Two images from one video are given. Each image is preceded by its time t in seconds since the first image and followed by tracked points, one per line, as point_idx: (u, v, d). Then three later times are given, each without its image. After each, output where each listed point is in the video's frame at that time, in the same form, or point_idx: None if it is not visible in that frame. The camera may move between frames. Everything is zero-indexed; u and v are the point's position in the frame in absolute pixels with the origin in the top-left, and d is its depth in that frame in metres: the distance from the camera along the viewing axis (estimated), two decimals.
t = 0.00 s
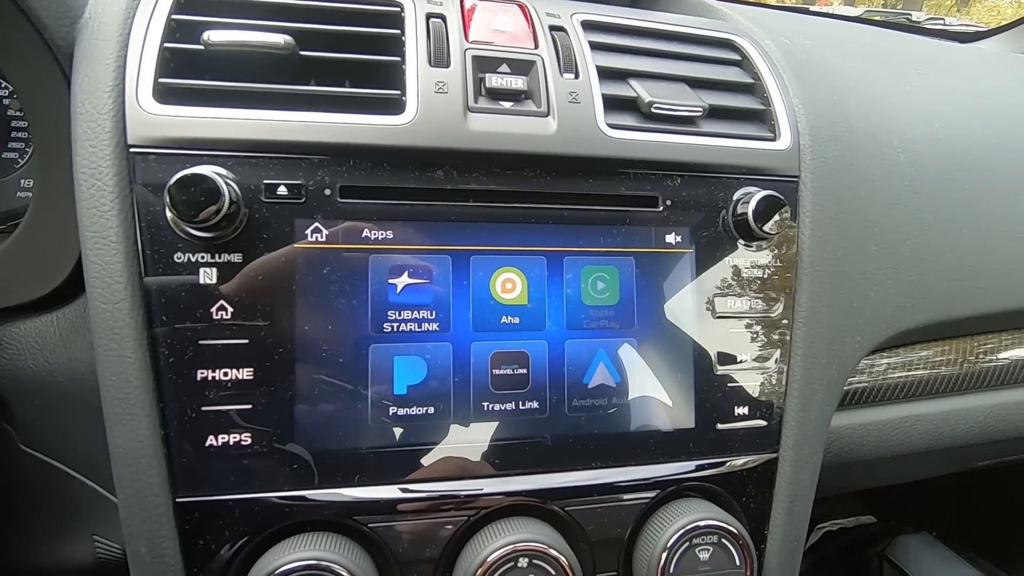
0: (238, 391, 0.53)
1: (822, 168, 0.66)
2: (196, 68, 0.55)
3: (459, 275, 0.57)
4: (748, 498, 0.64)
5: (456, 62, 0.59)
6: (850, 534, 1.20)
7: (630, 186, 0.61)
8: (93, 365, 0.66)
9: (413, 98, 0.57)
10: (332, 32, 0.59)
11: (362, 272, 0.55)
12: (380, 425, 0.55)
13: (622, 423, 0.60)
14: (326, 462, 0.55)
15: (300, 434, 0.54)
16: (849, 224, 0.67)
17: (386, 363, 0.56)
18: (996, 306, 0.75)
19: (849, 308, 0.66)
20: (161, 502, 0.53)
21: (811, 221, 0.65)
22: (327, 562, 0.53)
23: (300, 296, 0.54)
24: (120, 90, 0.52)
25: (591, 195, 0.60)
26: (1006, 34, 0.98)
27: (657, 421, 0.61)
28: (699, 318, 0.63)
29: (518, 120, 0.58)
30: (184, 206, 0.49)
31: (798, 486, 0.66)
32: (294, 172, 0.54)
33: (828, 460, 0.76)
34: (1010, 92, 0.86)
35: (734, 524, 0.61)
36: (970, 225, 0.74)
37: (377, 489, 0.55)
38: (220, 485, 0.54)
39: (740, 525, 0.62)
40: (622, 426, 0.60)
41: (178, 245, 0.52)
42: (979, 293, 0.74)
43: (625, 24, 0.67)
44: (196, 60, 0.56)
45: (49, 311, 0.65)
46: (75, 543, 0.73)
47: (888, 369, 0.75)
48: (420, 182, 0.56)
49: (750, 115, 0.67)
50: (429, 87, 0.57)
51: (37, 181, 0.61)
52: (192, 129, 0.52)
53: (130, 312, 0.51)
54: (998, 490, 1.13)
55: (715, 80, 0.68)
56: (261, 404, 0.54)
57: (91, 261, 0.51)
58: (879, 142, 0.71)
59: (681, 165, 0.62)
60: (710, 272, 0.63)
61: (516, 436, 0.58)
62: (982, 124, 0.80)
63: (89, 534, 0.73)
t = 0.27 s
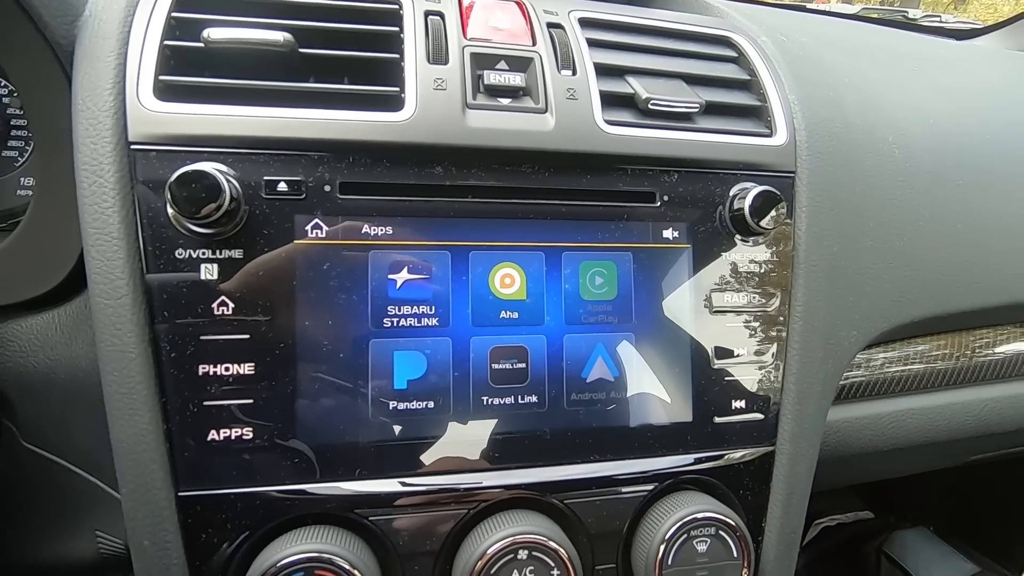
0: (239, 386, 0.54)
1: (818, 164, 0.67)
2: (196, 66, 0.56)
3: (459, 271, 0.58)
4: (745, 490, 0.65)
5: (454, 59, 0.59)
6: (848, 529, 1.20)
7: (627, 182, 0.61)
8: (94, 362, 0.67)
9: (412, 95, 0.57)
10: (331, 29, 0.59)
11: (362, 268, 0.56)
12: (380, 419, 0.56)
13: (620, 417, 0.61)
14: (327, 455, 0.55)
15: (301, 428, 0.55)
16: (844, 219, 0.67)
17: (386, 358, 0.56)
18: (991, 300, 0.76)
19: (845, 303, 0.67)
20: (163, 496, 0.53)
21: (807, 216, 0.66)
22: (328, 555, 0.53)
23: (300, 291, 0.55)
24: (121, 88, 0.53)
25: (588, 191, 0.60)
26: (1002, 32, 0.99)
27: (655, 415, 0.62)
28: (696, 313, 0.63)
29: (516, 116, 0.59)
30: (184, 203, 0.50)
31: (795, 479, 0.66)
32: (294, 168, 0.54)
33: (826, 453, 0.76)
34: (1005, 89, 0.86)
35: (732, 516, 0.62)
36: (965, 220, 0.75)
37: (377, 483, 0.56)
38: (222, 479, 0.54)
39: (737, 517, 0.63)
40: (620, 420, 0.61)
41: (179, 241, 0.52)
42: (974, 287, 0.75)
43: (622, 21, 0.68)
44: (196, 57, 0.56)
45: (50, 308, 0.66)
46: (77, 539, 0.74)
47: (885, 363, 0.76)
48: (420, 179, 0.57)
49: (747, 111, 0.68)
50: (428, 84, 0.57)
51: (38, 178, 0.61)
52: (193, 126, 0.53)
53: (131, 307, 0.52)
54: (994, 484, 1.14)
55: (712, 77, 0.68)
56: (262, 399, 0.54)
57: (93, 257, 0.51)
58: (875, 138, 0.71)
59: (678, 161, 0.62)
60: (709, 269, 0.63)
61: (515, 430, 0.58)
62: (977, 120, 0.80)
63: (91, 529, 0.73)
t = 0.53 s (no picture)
0: (238, 379, 0.54)
1: (818, 155, 0.66)
2: (193, 57, 0.56)
3: (458, 262, 0.58)
4: (747, 482, 0.65)
5: (453, 50, 0.59)
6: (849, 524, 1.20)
7: (627, 173, 0.61)
8: (93, 356, 0.66)
9: (410, 86, 0.57)
10: (329, 20, 0.59)
11: (361, 259, 0.56)
12: (380, 411, 0.56)
13: (621, 408, 0.61)
14: (327, 448, 0.55)
15: (301, 421, 0.55)
16: (845, 210, 0.67)
17: (386, 350, 0.56)
18: (991, 291, 0.76)
19: (846, 294, 0.66)
20: (163, 489, 0.53)
21: (808, 207, 0.66)
22: (329, 547, 0.53)
23: (299, 283, 0.54)
24: (117, 79, 0.52)
25: (588, 182, 0.60)
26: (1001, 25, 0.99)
27: (655, 407, 0.62)
28: (697, 305, 0.63)
29: (515, 107, 0.58)
30: (182, 194, 0.50)
31: (796, 470, 0.66)
32: (292, 160, 0.54)
33: (826, 446, 0.76)
34: (1005, 80, 0.86)
35: (734, 507, 0.61)
36: (965, 211, 0.74)
37: (378, 475, 0.56)
38: (221, 472, 0.54)
39: (739, 509, 0.63)
40: (621, 412, 0.61)
41: (177, 233, 0.52)
42: (975, 278, 0.75)
43: (621, 12, 0.67)
44: (194, 48, 0.56)
45: (48, 303, 0.65)
46: (76, 535, 0.73)
47: (884, 356, 0.76)
48: (419, 170, 0.56)
49: (746, 102, 0.68)
50: (427, 75, 0.57)
51: (35, 172, 0.61)
52: (190, 117, 0.52)
53: (130, 300, 0.51)
54: (994, 478, 1.14)
55: (712, 68, 0.68)
56: (261, 391, 0.54)
57: (91, 249, 0.51)
58: (875, 128, 0.71)
59: (678, 151, 0.62)
60: (710, 265, 0.63)
61: (516, 422, 0.58)
62: (977, 112, 0.80)
63: (90, 525, 0.73)
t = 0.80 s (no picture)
0: (238, 379, 0.53)
1: (819, 150, 0.66)
2: (190, 56, 0.55)
3: (458, 261, 0.57)
4: (750, 480, 0.64)
5: (452, 47, 0.58)
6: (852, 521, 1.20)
7: (627, 170, 0.60)
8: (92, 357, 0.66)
9: (409, 83, 0.56)
10: (327, 18, 0.59)
11: (360, 258, 0.55)
12: (381, 411, 0.55)
13: (622, 407, 0.60)
14: (328, 448, 0.55)
15: (301, 421, 0.54)
16: (847, 206, 0.66)
17: (386, 349, 0.56)
18: (994, 287, 0.75)
19: (848, 290, 0.66)
20: (163, 490, 0.53)
21: (810, 203, 0.65)
22: (330, 548, 0.53)
23: (298, 282, 0.54)
24: (114, 78, 0.52)
25: (588, 179, 0.60)
26: (1002, 20, 0.99)
27: (657, 405, 0.61)
28: (698, 301, 0.62)
29: (515, 104, 0.58)
30: (180, 193, 0.49)
31: (799, 468, 0.66)
32: (291, 158, 0.54)
33: (829, 443, 0.76)
34: (1007, 75, 0.85)
35: (737, 506, 0.61)
36: (968, 206, 0.74)
37: (378, 475, 0.55)
38: (221, 472, 0.53)
39: (742, 507, 0.62)
40: (622, 410, 0.60)
41: (175, 233, 0.52)
42: (978, 273, 0.74)
43: (621, 8, 0.67)
44: (191, 47, 0.55)
45: (47, 304, 0.65)
46: (77, 535, 0.73)
47: (886, 352, 0.75)
48: (417, 168, 0.56)
49: (747, 98, 0.67)
50: (425, 72, 0.57)
51: (33, 172, 0.60)
52: (188, 116, 0.52)
53: (128, 300, 0.51)
54: (996, 474, 1.13)
55: (712, 64, 0.68)
56: (261, 391, 0.54)
57: (89, 249, 0.51)
58: (877, 124, 0.71)
59: (679, 148, 0.61)
60: (711, 259, 0.63)
61: (517, 421, 0.58)
62: (979, 107, 0.79)
63: (92, 526, 0.73)
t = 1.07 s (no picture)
0: (240, 380, 0.53)
1: (821, 148, 0.66)
2: (191, 57, 0.55)
3: (459, 261, 0.57)
4: (752, 479, 0.64)
5: (452, 46, 0.58)
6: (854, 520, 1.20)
7: (629, 169, 0.60)
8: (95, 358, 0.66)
9: (409, 83, 0.56)
10: (328, 18, 0.58)
11: (361, 259, 0.55)
12: (382, 411, 0.55)
13: (624, 406, 0.60)
14: (330, 448, 0.55)
15: (303, 421, 0.54)
16: (849, 204, 0.66)
17: (388, 349, 0.56)
18: (997, 285, 0.75)
19: (850, 289, 0.66)
20: (166, 490, 0.53)
21: (812, 201, 0.65)
22: (333, 548, 0.53)
23: (299, 283, 0.54)
24: (115, 79, 0.52)
25: (590, 178, 0.60)
26: (1006, 16, 0.98)
27: (659, 405, 0.61)
28: (700, 301, 0.62)
29: (516, 104, 0.58)
30: (181, 194, 0.49)
31: (801, 467, 0.65)
32: (292, 159, 0.54)
33: (832, 442, 0.75)
34: (1010, 71, 0.85)
35: (739, 505, 0.61)
36: (971, 204, 0.74)
37: (380, 475, 0.55)
38: (224, 473, 0.54)
39: (744, 506, 0.62)
40: (624, 410, 0.60)
41: (177, 234, 0.52)
42: (981, 271, 0.74)
43: (622, 6, 0.67)
44: (192, 48, 0.55)
45: (49, 305, 0.65)
46: (81, 536, 0.74)
47: (888, 351, 0.75)
48: (418, 168, 0.56)
49: (749, 96, 0.67)
50: (426, 72, 0.57)
51: (34, 174, 0.60)
52: (189, 117, 0.52)
53: (130, 301, 0.51)
54: (1000, 473, 1.13)
55: (714, 62, 0.67)
56: (263, 392, 0.54)
57: (91, 251, 0.51)
58: (879, 122, 0.70)
59: (680, 147, 0.61)
60: (712, 257, 0.63)
61: (519, 420, 0.58)
62: (982, 104, 0.79)
63: (94, 527, 0.73)
